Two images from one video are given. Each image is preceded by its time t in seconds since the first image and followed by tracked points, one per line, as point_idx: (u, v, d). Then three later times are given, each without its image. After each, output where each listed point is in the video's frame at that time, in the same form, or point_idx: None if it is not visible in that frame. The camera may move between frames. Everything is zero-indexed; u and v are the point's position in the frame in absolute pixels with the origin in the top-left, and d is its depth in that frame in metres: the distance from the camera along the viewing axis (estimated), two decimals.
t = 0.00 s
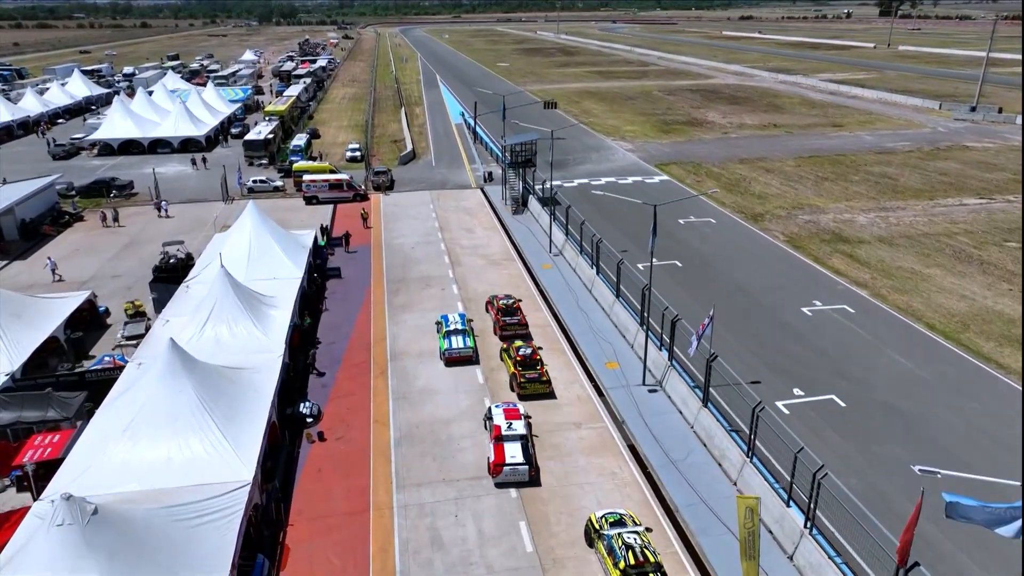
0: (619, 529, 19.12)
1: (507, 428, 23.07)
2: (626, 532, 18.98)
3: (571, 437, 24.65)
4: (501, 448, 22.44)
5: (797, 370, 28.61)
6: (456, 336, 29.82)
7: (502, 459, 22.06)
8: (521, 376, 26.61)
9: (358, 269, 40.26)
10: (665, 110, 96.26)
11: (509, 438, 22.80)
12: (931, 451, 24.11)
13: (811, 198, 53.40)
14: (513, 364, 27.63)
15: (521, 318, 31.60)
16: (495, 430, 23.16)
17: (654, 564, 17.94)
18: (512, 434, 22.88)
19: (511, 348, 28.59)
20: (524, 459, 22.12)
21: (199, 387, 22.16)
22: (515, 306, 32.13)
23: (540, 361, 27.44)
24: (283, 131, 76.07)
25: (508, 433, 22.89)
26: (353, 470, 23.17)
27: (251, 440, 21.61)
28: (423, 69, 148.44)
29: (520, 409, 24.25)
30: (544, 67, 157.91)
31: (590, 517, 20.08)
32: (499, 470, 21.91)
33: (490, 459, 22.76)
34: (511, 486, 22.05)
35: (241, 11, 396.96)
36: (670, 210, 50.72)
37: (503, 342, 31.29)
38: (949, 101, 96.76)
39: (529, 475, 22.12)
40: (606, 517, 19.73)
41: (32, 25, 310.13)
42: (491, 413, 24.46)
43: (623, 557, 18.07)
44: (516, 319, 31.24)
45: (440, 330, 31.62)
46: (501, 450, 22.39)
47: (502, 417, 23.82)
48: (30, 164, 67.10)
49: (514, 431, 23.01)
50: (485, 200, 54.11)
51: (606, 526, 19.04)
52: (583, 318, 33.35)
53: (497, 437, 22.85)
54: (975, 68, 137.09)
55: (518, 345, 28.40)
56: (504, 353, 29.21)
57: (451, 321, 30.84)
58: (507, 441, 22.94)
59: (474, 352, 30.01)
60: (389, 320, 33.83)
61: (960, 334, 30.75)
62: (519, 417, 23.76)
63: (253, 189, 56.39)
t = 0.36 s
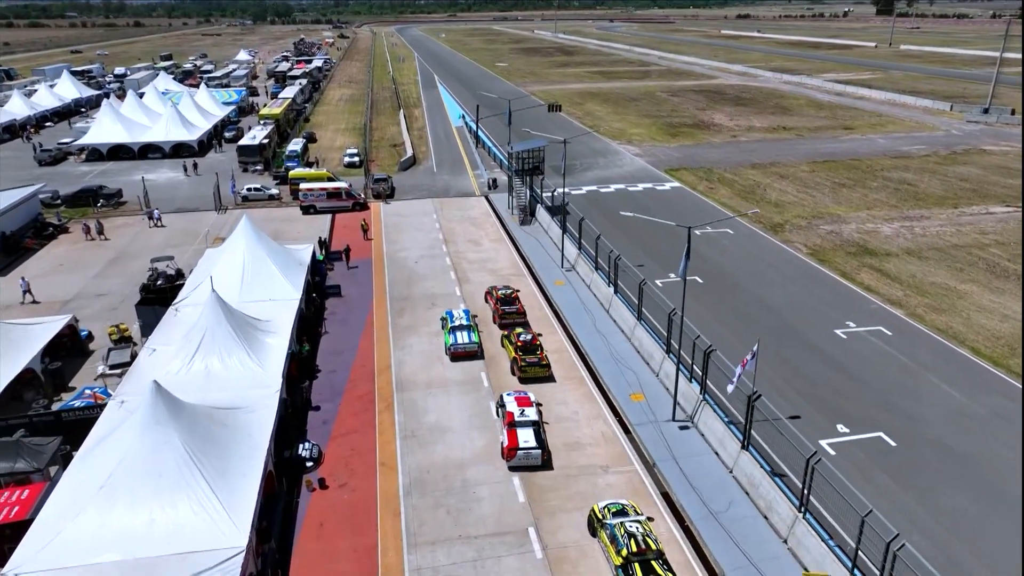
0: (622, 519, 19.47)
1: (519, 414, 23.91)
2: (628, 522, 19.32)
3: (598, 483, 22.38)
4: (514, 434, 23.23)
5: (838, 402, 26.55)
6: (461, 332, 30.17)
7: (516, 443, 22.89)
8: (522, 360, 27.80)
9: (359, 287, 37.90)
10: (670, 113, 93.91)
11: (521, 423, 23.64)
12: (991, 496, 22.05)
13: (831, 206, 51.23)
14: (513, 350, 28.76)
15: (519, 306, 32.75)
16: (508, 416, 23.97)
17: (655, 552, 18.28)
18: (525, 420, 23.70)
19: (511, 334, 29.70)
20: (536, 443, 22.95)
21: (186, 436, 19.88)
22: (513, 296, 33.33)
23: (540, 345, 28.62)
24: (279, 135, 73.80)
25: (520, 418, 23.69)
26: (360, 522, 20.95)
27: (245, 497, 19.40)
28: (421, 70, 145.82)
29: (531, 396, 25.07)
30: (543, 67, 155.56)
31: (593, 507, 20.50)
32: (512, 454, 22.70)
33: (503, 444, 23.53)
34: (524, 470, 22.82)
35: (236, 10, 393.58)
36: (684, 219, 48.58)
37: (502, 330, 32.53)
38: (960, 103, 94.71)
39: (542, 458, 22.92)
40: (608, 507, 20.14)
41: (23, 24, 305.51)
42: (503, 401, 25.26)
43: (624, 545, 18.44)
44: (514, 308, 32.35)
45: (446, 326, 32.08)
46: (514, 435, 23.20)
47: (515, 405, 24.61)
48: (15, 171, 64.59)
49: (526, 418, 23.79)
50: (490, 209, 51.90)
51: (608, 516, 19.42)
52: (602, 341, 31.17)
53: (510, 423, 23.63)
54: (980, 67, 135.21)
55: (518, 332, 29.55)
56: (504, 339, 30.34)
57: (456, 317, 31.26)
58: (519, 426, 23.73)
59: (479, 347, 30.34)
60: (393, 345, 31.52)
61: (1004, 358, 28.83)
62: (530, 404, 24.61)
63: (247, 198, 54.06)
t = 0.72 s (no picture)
0: (623, 507, 20.11)
1: (531, 400, 25.08)
2: (629, 510, 19.99)
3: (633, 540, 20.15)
4: (526, 418, 24.38)
5: (886, 440, 24.42)
6: (467, 328, 30.74)
7: (527, 427, 23.97)
8: (522, 345, 29.14)
9: (361, 307, 35.57)
10: (677, 115, 91.62)
11: (532, 408, 24.78)
12: None
13: (853, 215, 49.08)
14: (513, 336, 30.03)
15: (518, 296, 34.03)
16: (519, 401, 25.11)
17: (655, 538, 18.74)
18: (535, 405, 24.85)
19: (511, 322, 30.94)
20: (547, 427, 24.08)
21: (171, 496, 17.66)
22: (512, 286, 34.61)
23: (538, 332, 29.98)
24: (276, 138, 71.62)
25: (531, 403, 24.85)
26: None
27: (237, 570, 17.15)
28: (420, 70, 143.14)
29: (540, 383, 26.29)
30: (544, 66, 152.93)
31: (595, 496, 21.12)
32: (525, 437, 23.78)
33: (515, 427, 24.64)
34: (536, 451, 24.00)
35: (231, 8, 389.62)
36: (702, 232, 46.50)
37: (503, 319, 33.65)
38: (973, 104, 92.59)
39: (553, 440, 24.05)
40: (610, 496, 20.79)
41: (16, 23, 301.51)
42: (513, 387, 26.43)
43: (625, 532, 18.94)
44: (513, 297, 33.67)
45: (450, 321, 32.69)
46: (526, 419, 24.31)
47: (525, 391, 25.76)
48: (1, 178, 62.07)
49: (536, 403, 24.99)
50: (497, 219, 49.64)
51: (610, 504, 20.07)
52: (625, 369, 29.01)
53: (521, 407, 24.80)
54: (987, 67, 133.27)
55: (517, 319, 30.85)
56: (505, 327, 31.57)
57: (462, 313, 31.87)
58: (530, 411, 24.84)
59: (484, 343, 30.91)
60: (399, 373, 29.26)
61: None
62: (540, 389, 25.82)
63: (243, 207, 51.72)
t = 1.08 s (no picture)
0: (623, 496, 20.68)
1: (539, 383, 26.25)
2: (629, 498, 20.56)
3: None
4: (534, 400, 25.54)
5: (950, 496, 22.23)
6: (473, 325, 31.27)
7: (537, 408, 25.10)
8: (523, 334, 30.47)
9: (365, 332, 33.30)
10: (687, 117, 89.42)
11: (540, 391, 25.97)
12: None
13: (881, 226, 46.83)
14: (514, 325, 31.36)
15: (518, 287, 35.35)
16: (528, 384, 26.29)
17: (654, 525, 19.38)
18: (543, 388, 26.05)
19: (512, 312, 32.31)
20: (556, 408, 25.21)
21: None
22: (512, 278, 35.94)
23: (538, 320, 31.33)
24: (275, 143, 69.43)
25: (539, 386, 26.03)
26: None
27: None
28: (421, 69, 140.55)
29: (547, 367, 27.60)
30: (548, 66, 150.12)
31: (596, 485, 21.68)
32: (534, 417, 24.90)
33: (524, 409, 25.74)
34: (545, 432, 25.08)
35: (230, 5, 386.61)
36: (722, 244, 44.15)
37: (503, 309, 34.99)
38: (990, 105, 90.16)
39: (561, 421, 25.17)
40: (611, 485, 21.35)
41: (14, 21, 298.86)
42: (520, 372, 27.64)
43: (625, 518, 19.54)
44: (513, 288, 35.04)
45: (457, 319, 33.31)
46: (535, 401, 25.45)
47: (533, 375, 26.97)
48: None
49: (544, 386, 26.23)
50: (506, 230, 47.16)
51: (610, 492, 20.61)
52: (654, 406, 26.62)
53: (530, 390, 25.97)
54: (999, 67, 130.76)
55: (517, 308, 32.18)
56: (505, 316, 32.89)
57: (468, 310, 32.50)
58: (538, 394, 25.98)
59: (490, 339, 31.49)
60: (408, 410, 26.90)
61: None
62: (546, 373, 27.07)
63: (240, 217, 49.31)
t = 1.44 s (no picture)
0: (621, 483, 21.28)
1: (541, 367, 27.57)
2: (626, 484, 21.17)
3: None
4: (538, 383, 26.88)
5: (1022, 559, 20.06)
6: (478, 322, 31.83)
7: (540, 391, 26.44)
8: (523, 323, 31.70)
9: (370, 358, 31.05)
10: (696, 119, 87.02)
11: (543, 375, 27.27)
12: None
13: (910, 239, 44.51)
14: (514, 315, 32.54)
15: (518, 279, 36.48)
16: (531, 369, 27.56)
17: (650, 511, 20.05)
18: (546, 371, 27.33)
19: (512, 302, 33.52)
20: (557, 391, 26.59)
21: None
22: (512, 270, 37.00)
23: (538, 311, 32.56)
24: (273, 147, 67.33)
25: (542, 370, 27.35)
26: None
27: None
28: (423, 69, 137.94)
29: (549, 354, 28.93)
30: (551, 65, 147.39)
31: (594, 474, 22.33)
32: (538, 400, 26.26)
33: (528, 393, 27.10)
34: (548, 413, 26.44)
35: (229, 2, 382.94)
36: (743, 255, 41.85)
37: (503, 301, 36.20)
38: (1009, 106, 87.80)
39: (563, 403, 26.54)
40: (609, 473, 21.93)
41: (9, 19, 295.51)
42: (523, 357, 28.94)
43: (623, 505, 20.10)
44: (513, 280, 36.23)
45: (463, 317, 33.68)
46: (538, 385, 26.79)
47: (535, 361, 28.28)
48: None
49: (547, 370, 27.52)
50: (516, 245, 44.82)
51: (608, 480, 21.17)
52: (686, 448, 24.42)
53: (533, 374, 27.27)
54: (1012, 66, 128.35)
55: (518, 300, 33.42)
56: (506, 306, 34.11)
57: (473, 306, 32.94)
58: (541, 377, 27.32)
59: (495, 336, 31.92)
60: (418, 451, 24.63)
61: None
62: (548, 359, 28.41)
63: (236, 228, 47.06)
